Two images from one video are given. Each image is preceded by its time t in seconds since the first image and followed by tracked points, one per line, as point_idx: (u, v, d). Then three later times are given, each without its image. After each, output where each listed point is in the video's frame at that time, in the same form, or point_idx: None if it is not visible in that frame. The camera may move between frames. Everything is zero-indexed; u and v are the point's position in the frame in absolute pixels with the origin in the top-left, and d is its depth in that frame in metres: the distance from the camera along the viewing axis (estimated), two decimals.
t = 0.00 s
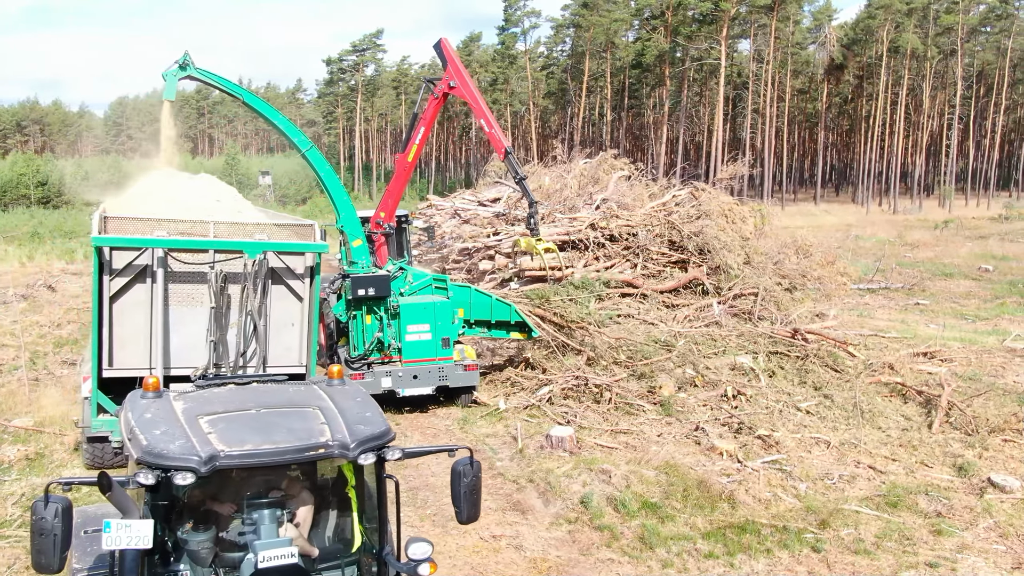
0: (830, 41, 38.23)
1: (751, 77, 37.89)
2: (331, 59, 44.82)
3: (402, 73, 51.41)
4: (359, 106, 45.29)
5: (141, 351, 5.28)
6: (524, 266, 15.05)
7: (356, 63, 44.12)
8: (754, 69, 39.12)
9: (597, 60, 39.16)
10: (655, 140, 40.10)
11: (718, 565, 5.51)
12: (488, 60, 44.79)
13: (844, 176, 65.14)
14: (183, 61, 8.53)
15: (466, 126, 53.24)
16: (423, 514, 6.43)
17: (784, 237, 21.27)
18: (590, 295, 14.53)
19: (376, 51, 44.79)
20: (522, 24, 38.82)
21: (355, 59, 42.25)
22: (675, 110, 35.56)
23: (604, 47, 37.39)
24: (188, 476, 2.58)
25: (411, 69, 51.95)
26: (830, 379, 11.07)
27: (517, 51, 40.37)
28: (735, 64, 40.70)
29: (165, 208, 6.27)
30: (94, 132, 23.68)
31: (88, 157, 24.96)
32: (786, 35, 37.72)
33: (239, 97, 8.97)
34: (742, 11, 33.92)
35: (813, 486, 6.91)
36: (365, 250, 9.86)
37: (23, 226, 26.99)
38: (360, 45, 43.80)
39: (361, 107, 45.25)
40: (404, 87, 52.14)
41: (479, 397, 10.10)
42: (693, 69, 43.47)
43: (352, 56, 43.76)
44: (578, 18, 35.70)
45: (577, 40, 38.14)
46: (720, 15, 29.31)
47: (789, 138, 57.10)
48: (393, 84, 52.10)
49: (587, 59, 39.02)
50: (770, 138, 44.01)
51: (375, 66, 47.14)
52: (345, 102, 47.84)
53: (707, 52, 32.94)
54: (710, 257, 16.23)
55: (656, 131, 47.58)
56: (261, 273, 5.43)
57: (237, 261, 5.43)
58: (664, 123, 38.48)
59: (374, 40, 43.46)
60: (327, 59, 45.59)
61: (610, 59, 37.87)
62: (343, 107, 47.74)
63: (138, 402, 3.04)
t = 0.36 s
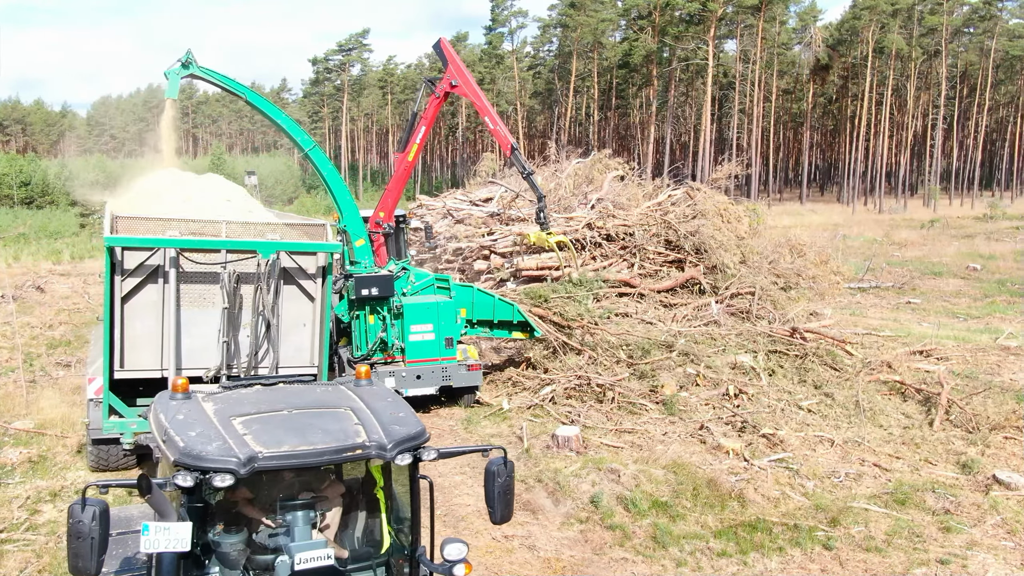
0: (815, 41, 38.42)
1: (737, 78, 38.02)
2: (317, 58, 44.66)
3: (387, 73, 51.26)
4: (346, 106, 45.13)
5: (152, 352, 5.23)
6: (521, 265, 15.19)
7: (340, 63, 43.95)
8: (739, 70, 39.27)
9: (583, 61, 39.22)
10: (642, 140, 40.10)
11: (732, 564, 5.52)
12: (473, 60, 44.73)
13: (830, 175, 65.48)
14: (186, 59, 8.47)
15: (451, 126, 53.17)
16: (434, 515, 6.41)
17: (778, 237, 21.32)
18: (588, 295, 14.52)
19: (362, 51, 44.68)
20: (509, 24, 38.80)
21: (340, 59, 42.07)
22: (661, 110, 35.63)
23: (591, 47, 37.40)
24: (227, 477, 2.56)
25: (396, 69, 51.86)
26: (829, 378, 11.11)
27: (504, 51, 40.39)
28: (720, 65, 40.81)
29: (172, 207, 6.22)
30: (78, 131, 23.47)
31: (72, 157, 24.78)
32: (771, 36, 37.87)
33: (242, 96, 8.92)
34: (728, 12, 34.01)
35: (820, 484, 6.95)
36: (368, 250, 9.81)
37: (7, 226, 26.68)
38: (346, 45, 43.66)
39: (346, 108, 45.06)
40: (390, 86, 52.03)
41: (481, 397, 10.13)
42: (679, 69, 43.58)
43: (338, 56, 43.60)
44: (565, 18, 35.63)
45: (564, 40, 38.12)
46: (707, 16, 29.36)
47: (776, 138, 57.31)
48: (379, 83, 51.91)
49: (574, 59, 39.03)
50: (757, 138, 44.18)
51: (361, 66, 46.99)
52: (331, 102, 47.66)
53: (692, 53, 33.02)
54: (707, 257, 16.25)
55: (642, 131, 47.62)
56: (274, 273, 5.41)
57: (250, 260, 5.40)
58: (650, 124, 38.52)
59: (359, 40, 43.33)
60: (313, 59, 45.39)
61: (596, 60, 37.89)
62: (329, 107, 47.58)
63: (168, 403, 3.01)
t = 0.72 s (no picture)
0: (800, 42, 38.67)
1: (723, 79, 38.21)
2: (302, 57, 44.52)
3: (373, 73, 51.15)
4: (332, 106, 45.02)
5: (165, 352, 5.20)
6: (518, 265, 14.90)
7: (326, 63, 43.88)
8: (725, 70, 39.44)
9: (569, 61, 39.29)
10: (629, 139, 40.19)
11: (745, 562, 5.55)
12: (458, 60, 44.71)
13: (816, 175, 65.79)
14: (188, 58, 8.42)
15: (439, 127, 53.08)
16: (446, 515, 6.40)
17: (770, 236, 21.39)
18: (585, 294, 14.49)
19: (347, 51, 44.60)
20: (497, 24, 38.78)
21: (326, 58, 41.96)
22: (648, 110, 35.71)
23: (577, 47, 37.46)
24: (267, 477, 2.55)
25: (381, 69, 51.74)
26: (828, 376, 11.18)
27: (491, 51, 40.41)
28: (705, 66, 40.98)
29: (181, 207, 6.19)
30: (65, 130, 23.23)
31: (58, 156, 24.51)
32: (757, 37, 38.08)
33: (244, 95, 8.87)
34: (714, 13, 34.14)
35: (827, 482, 6.99)
36: (370, 249, 9.73)
37: None
38: (333, 44, 43.51)
39: (333, 107, 44.92)
40: (376, 86, 51.91)
41: (484, 398, 10.14)
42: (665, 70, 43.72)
43: (324, 55, 43.48)
44: (552, 18, 35.60)
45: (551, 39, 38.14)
46: (695, 16, 29.50)
47: (762, 139, 57.59)
48: (365, 83, 51.76)
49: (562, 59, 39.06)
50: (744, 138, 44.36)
51: (347, 65, 46.85)
52: (316, 101, 47.48)
53: (679, 53, 33.12)
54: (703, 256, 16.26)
55: (629, 131, 47.67)
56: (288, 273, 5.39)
57: (263, 260, 5.37)
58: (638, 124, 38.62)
59: (345, 39, 43.24)
60: (299, 58, 45.24)
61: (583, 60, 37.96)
62: (314, 107, 47.37)
63: (200, 404, 3.02)
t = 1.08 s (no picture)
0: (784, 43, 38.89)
1: (708, 79, 38.38)
2: (287, 57, 44.33)
3: (358, 73, 50.97)
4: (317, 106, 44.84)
5: (177, 353, 5.18)
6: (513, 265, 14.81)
7: (311, 63, 43.75)
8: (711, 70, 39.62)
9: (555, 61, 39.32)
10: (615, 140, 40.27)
11: (758, 559, 5.58)
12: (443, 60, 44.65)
13: (802, 175, 66.08)
14: (190, 58, 8.37)
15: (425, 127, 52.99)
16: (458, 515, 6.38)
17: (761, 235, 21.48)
18: (581, 294, 14.45)
19: (333, 51, 44.48)
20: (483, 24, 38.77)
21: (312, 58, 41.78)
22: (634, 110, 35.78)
23: (562, 47, 37.50)
24: (307, 478, 2.54)
25: (366, 70, 51.59)
26: (826, 374, 11.24)
27: (477, 51, 40.39)
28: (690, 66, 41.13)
29: (189, 208, 6.16)
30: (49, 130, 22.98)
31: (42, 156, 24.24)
32: (741, 37, 38.27)
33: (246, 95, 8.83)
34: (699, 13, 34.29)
35: (833, 480, 7.04)
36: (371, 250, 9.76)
37: None
38: (317, 44, 43.32)
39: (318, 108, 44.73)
40: (362, 86, 51.74)
41: (488, 398, 10.15)
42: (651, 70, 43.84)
43: (309, 55, 43.33)
44: (538, 18, 35.59)
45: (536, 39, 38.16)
46: (681, 16, 29.62)
47: (747, 138, 57.86)
48: (351, 83, 51.56)
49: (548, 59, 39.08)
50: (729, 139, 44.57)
51: (332, 65, 46.68)
52: (300, 101, 47.26)
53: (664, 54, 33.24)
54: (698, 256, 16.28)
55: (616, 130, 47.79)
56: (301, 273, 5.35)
57: (275, 260, 5.34)
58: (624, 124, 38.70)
59: (330, 39, 43.10)
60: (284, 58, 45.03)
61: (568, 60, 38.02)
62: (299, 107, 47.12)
63: (232, 404, 3.00)
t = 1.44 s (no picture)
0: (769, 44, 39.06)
1: (694, 80, 38.51)
2: (273, 57, 44.13)
3: (344, 73, 50.79)
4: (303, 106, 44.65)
5: (190, 353, 5.16)
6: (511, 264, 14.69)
7: (297, 62, 43.60)
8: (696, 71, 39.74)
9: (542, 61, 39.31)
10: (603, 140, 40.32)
11: (770, 556, 5.62)
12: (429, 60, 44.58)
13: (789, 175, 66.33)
14: (193, 57, 8.32)
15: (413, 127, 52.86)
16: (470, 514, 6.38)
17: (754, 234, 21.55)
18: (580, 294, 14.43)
19: (319, 51, 44.33)
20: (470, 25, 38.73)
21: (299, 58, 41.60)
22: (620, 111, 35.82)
23: (549, 47, 37.51)
24: (351, 477, 2.54)
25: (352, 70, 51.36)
26: (826, 373, 11.30)
27: (464, 51, 40.36)
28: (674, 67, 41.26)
29: (199, 207, 6.13)
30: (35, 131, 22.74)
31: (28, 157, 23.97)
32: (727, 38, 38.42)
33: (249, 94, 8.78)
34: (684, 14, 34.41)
35: (839, 477, 7.10)
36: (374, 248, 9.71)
37: None
38: (303, 44, 43.14)
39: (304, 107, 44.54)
40: (348, 87, 51.57)
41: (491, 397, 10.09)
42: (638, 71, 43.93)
43: (294, 55, 43.18)
44: (525, 18, 35.56)
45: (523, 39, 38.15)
46: (668, 16, 29.68)
47: (735, 139, 58.09)
48: (335, 83, 51.35)
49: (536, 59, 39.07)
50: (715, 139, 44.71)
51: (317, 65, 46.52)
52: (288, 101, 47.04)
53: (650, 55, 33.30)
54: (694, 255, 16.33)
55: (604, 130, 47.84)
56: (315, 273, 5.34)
57: (290, 260, 5.31)
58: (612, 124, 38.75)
59: (315, 39, 42.95)
60: (269, 58, 44.82)
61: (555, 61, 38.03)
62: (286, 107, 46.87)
63: (266, 404, 3.00)
